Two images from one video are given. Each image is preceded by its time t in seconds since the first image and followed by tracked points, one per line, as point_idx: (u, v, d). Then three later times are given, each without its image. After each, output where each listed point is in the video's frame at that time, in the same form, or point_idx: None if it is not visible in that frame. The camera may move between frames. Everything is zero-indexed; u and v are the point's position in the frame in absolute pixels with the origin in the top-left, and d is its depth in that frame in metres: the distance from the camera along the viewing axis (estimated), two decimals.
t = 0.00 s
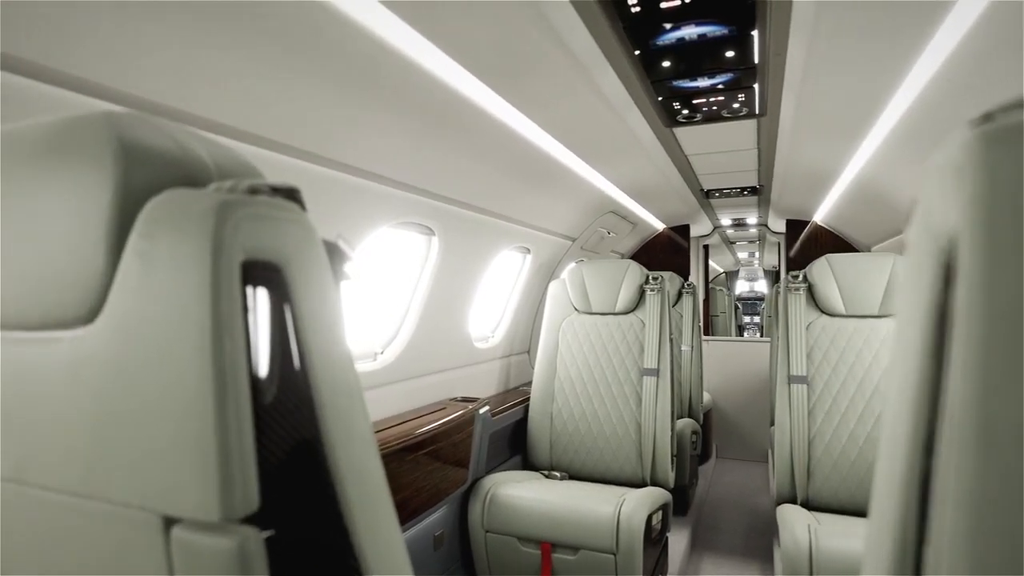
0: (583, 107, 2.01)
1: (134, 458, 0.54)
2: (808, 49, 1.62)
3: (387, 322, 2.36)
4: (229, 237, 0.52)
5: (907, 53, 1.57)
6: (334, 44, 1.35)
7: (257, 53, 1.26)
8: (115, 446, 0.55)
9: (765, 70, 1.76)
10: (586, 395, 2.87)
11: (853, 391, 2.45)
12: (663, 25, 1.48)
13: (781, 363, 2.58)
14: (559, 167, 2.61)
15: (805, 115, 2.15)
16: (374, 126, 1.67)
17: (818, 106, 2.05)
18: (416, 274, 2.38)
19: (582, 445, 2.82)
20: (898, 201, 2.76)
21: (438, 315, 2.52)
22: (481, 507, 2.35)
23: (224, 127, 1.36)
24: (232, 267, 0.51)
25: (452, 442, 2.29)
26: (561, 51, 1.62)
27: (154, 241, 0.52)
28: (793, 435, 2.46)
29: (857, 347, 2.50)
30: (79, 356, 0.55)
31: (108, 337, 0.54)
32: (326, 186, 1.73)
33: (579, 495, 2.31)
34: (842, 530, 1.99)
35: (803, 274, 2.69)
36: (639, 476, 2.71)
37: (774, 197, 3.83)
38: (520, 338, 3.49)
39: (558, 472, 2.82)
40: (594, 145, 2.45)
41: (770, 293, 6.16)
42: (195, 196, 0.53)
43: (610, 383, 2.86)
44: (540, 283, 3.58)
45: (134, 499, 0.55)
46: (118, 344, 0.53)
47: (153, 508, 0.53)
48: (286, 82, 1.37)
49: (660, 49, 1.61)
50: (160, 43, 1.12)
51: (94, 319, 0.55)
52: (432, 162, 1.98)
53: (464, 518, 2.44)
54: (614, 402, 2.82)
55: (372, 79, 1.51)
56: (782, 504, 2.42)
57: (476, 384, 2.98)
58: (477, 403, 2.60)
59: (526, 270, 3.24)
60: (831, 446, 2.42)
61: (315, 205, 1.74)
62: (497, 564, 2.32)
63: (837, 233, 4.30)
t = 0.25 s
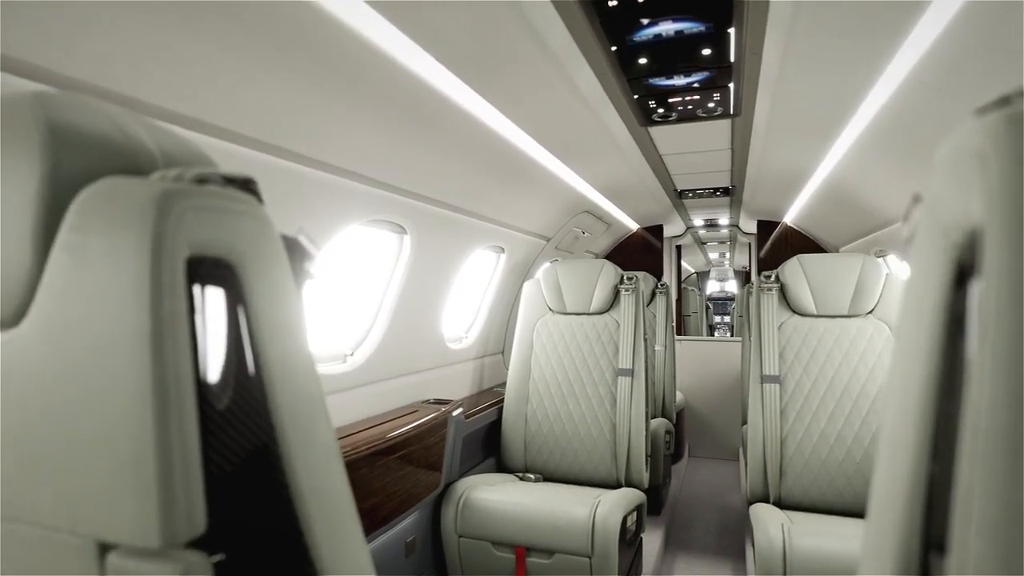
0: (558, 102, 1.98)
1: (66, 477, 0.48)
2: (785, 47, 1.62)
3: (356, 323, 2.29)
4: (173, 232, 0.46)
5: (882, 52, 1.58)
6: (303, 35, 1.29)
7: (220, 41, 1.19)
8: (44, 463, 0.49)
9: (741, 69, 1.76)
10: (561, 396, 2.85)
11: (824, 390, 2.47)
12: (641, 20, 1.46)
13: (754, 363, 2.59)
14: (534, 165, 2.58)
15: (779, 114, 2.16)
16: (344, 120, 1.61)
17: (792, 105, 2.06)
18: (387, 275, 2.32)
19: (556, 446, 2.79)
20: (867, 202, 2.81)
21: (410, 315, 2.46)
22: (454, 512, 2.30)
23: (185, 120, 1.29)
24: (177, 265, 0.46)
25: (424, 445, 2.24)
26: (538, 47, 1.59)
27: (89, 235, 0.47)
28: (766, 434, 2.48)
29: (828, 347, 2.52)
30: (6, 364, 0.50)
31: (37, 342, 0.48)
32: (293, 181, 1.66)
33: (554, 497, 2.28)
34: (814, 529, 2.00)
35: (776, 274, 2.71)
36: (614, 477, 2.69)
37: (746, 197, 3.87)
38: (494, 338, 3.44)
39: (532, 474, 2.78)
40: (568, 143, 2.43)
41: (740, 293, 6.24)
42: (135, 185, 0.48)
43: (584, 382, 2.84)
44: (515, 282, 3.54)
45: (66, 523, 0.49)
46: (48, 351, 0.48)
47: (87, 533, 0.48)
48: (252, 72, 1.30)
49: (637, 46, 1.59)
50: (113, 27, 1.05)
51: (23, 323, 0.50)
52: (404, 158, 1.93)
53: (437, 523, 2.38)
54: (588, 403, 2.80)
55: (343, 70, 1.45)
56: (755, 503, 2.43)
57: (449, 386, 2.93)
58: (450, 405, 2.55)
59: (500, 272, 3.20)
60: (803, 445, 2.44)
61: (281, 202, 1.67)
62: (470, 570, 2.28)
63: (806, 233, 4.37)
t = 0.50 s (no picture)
0: (532, 97, 1.95)
1: None
2: (761, 43, 1.61)
3: (320, 326, 2.20)
4: (90, 226, 0.36)
5: (856, 50, 1.58)
6: (265, 21, 1.22)
7: (173, 24, 1.11)
8: None
9: (716, 67, 1.74)
10: (533, 398, 2.81)
11: (795, 389, 2.49)
12: (617, 13, 1.43)
13: (726, 363, 2.60)
14: (506, 162, 2.54)
15: (752, 113, 2.17)
16: (309, 111, 1.55)
17: (766, 104, 2.06)
18: (355, 277, 2.25)
19: (529, 448, 2.75)
20: (835, 203, 2.85)
21: (379, 315, 2.39)
22: (424, 518, 2.24)
23: (136, 106, 1.21)
24: (97, 268, 0.36)
25: (394, 450, 2.17)
26: (512, 38, 1.55)
27: None
28: (738, 434, 2.48)
29: (798, 346, 2.54)
30: None
31: None
32: (254, 175, 1.58)
33: (526, 501, 2.24)
34: (786, 528, 2.00)
35: (747, 274, 2.72)
36: (587, 479, 2.65)
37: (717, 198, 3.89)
38: (465, 338, 3.39)
39: (504, 477, 2.73)
40: (542, 141, 2.40)
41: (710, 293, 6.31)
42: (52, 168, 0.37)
43: (557, 384, 2.81)
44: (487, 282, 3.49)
45: None
46: None
47: None
48: (209, 59, 1.23)
49: (613, 40, 1.56)
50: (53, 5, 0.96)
51: None
52: (372, 153, 1.86)
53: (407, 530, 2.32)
54: (561, 404, 2.77)
55: (308, 58, 1.39)
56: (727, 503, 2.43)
57: (421, 388, 2.86)
58: (421, 408, 2.49)
59: (472, 274, 3.15)
60: (774, 444, 2.45)
61: (241, 198, 1.59)
62: None
63: (775, 234, 4.43)
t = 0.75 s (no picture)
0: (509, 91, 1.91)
1: None
2: (743, 40, 1.60)
3: (290, 327, 2.13)
4: None
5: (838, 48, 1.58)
6: (229, 5, 1.16)
7: (129, 7, 1.04)
8: None
9: (696, 64, 1.72)
10: (511, 399, 2.77)
11: (772, 389, 2.49)
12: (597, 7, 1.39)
13: (704, 363, 2.59)
14: (482, 159, 2.49)
15: (732, 112, 2.16)
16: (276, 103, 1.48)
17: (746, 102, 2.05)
18: (326, 276, 2.19)
19: (507, 450, 2.71)
20: (811, 203, 2.87)
21: (352, 316, 2.32)
22: (399, 524, 2.18)
23: (89, 94, 1.14)
24: None
25: (367, 455, 2.10)
26: (489, 30, 1.51)
27: None
28: (716, 434, 2.47)
29: (775, 346, 2.55)
30: None
31: None
32: (220, 169, 1.51)
33: (503, 505, 2.20)
34: (764, 529, 2.00)
35: (724, 274, 2.72)
36: (565, 481, 2.62)
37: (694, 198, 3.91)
38: (442, 338, 3.33)
39: (481, 480, 2.68)
40: (520, 137, 2.36)
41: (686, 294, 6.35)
42: None
43: (535, 385, 2.77)
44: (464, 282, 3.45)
45: None
46: None
47: None
48: (169, 45, 1.16)
49: (593, 34, 1.53)
50: None
51: None
52: (343, 146, 1.81)
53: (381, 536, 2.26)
54: (539, 405, 2.73)
55: (276, 46, 1.33)
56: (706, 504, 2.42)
57: (396, 391, 2.80)
58: (396, 411, 2.43)
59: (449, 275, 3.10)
60: (752, 444, 2.45)
61: (206, 193, 1.52)
62: None
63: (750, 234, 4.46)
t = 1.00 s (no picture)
0: (487, 85, 1.86)
1: None
2: (725, 34, 1.57)
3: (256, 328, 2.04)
4: None
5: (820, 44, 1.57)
6: None
7: None
8: None
9: (676, 58, 1.70)
10: (487, 401, 2.72)
11: (749, 389, 2.49)
12: None
13: (682, 364, 2.57)
14: (457, 156, 2.44)
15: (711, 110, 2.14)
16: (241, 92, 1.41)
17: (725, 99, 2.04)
18: (291, 281, 2.12)
19: (483, 453, 2.65)
20: (787, 203, 2.88)
21: (322, 317, 2.24)
22: (371, 531, 2.11)
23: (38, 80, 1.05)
24: None
25: (338, 461, 2.03)
26: (467, 20, 1.45)
27: None
28: (694, 435, 2.46)
29: (752, 346, 2.54)
30: None
31: None
32: (181, 163, 1.43)
33: (479, 510, 2.14)
34: (744, 532, 1.98)
35: (702, 274, 2.70)
36: (542, 484, 2.57)
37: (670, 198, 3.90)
38: (417, 339, 3.25)
39: (457, 484, 2.62)
40: (497, 133, 2.31)
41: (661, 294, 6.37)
42: None
43: (512, 386, 2.72)
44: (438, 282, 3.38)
45: None
46: None
47: None
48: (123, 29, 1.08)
49: (573, 26, 1.49)
50: None
51: None
52: (312, 139, 1.74)
53: (353, 544, 2.18)
54: (515, 407, 2.69)
55: (240, 32, 1.25)
56: (684, 506, 2.40)
57: (369, 394, 2.71)
58: (368, 414, 2.35)
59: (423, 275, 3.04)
60: (729, 444, 2.44)
61: (165, 187, 1.43)
62: None
63: (725, 234, 4.49)
